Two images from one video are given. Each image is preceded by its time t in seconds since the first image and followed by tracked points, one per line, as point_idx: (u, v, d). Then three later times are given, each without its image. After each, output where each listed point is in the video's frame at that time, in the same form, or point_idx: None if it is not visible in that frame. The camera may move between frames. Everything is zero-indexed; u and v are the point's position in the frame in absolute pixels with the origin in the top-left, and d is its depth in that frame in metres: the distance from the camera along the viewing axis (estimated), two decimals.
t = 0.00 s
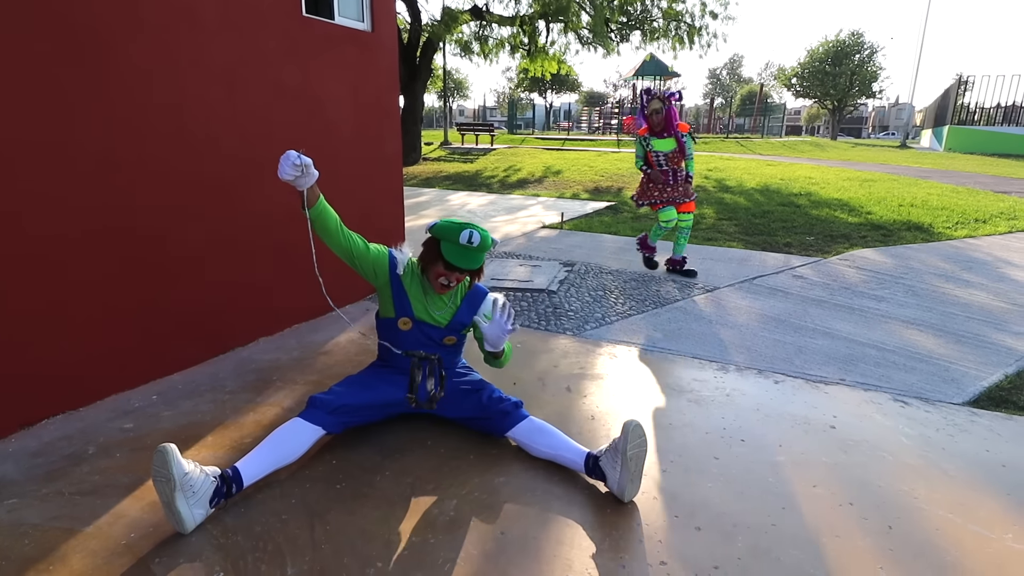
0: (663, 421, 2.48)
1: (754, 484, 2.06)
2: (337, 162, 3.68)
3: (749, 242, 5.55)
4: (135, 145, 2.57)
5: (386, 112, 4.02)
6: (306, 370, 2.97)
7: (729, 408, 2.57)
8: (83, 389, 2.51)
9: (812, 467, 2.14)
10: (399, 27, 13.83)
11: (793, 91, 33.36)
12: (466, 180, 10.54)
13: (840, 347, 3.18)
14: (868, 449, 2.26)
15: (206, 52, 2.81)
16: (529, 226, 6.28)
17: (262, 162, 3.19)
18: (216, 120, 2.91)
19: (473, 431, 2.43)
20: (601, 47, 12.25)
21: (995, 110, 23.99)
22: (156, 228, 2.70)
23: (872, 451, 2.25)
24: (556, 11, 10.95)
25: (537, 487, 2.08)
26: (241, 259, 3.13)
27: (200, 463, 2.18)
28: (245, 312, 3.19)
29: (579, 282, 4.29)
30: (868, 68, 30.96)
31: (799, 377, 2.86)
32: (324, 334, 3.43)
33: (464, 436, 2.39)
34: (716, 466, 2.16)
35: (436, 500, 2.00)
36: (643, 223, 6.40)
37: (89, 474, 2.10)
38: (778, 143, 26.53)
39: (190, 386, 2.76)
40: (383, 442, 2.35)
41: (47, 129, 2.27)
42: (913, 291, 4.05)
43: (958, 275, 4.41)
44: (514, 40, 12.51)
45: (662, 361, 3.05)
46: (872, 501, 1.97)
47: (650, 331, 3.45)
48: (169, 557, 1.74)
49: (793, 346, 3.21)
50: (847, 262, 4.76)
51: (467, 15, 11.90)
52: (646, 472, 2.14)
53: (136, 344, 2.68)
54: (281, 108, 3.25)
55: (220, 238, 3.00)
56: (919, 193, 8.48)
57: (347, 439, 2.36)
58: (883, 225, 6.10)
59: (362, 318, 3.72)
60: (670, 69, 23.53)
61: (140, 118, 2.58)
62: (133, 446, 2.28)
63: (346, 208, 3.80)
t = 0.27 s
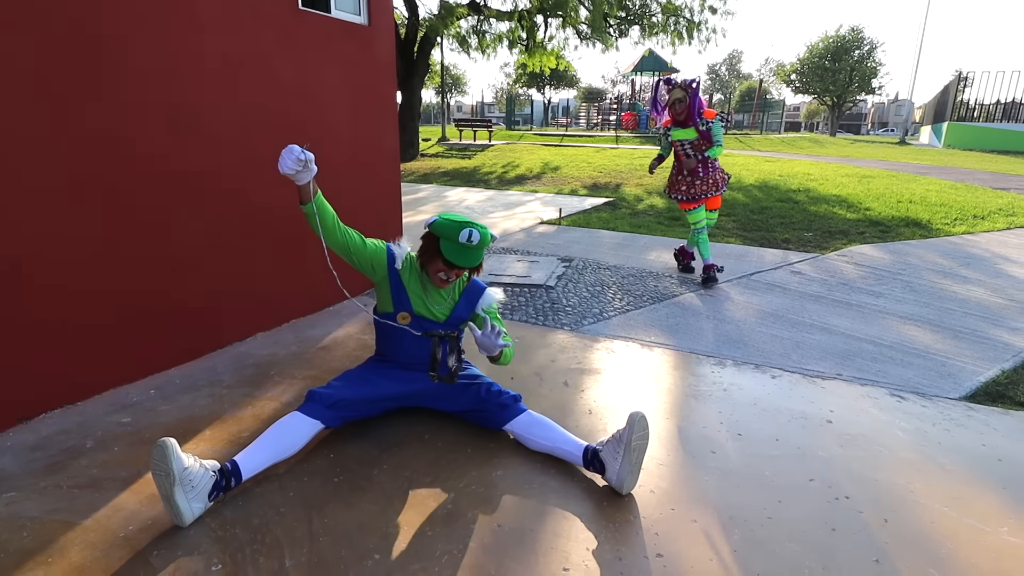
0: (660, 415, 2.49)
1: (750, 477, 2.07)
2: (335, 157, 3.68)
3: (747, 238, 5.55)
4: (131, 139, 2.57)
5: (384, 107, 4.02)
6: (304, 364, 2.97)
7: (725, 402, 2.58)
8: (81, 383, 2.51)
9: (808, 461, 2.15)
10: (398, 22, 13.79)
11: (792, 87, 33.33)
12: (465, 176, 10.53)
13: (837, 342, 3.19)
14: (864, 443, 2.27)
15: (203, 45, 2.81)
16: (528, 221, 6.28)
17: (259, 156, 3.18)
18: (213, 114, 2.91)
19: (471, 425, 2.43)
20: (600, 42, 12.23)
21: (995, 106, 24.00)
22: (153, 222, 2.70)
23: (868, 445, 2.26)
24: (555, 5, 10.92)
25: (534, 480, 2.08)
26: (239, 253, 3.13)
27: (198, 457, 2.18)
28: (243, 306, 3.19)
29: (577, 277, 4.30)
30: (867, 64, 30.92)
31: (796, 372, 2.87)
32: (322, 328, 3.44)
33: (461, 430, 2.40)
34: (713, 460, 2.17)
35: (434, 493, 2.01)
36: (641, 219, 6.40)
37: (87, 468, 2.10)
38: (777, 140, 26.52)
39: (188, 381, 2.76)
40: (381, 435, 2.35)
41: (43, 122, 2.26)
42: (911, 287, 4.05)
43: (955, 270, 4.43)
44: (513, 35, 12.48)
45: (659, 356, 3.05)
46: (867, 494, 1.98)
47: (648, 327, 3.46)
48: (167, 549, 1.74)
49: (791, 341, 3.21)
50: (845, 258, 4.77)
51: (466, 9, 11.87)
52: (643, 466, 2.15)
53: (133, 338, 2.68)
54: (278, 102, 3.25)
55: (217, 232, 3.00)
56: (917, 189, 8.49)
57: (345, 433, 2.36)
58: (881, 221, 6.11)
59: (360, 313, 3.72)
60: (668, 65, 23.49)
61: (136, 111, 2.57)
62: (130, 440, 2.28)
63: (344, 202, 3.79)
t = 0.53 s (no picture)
0: (656, 409, 2.48)
1: (745, 471, 2.07)
2: (329, 151, 3.65)
3: (743, 233, 5.56)
4: (122, 133, 2.55)
5: (379, 102, 4.00)
6: (298, 360, 2.96)
7: (721, 397, 2.58)
8: (72, 378, 2.49)
9: (803, 455, 2.16)
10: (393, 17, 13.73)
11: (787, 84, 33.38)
12: (461, 172, 10.50)
13: (832, 337, 3.20)
14: (858, 437, 2.27)
15: (195, 37, 2.78)
16: (524, 217, 6.27)
17: (253, 150, 3.16)
18: (206, 107, 2.88)
19: (466, 420, 2.43)
20: (596, 38, 12.21)
21: (988, 103, 24.11)
22: (144, 217, 2.68)
23: (862, 438, 2.26)
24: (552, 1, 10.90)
25: (530, 475, 2.08)
26: (232, 248, 3.11)
27: (191, 452, 2.17)
28: (237, 302, 3.17)
29: (573, 272, 4.29)
30: (862, 61, 30.99)
31: (791, 366, 2.87)
32: (316, 324, 3.42)
33: (457, 424, 2.40)
34: (708, 453, 2.17)
35: (430, 488, 2.00)
36: (637, 215, 6.40)
37: (78, 464, 2.09)
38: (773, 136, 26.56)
39: (181, 376, 2.74)
40: (376, 430, 2.34)
41: (32, 114, 2.24)
42: (904, 282, 4.07)
43: (948, 266, 4.44)
44: (509, 30, 12.45)
45: (655, 351, 3.05)
46: (861, 487, 1.98)
47: (644, 321, 3.46)
48: (159, 546, 1.73)
49: (786, 336, 3.22)
50: (840, 253, 4.78)
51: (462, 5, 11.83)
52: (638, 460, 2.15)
53: (125, 334, 2.66)
54: (272, 96, 3.23)
55: (210, 226, 2.98)
56: (912, 185, 8.52)
57: (339, 428, 2.35)
58: (875, 217, 6.13)
59: (355, 308, 3.70)
60: (664, 61, 23.48)
61: (127, 104, 2.55)
62: (123, 436, 2.26)
63: (339, 197, 3.78)
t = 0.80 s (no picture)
0: (651, 407, 2.49)
1: (741, 469, 2.08)
2: (325, 149, 3.64)
3: (738, 232, 5.57)
4: (116, 129, 2.53)
5: (375, 99, 3.98)
6: (294, 358, 2.95)
7: (716, 395, 2.58)
8: (65, 376, 2.47)
9: (798, 452, 2.16)
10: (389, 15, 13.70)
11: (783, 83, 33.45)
12: (457, 170, 10.49)
13: (827, 335, 3.20)
14: (853, 434, 2.28)
15: (190, 34, 2.77)
16: (520, 215, 6.27)
17: (248, 147, 3.15)
18: (200, 104, 2.87)
19: (462, 418, 2.42)
20: (592, 37, 12.21)
21: (983, 103, 24.22)
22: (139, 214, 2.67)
23: (857, 436, 2.27)
24: None
25: (526, 473, 2.08)
26: (227, 245, 3.09)
27: (186, 450, 2.16)
28: (231, 300, 3.16)
29: (569, 271, 4.29)
30: (857, 60, 31.07)
31: (787, 364, 2.88)
32: (312, 322, 3.41)
33: (453, 422, 2.39)
34: (704, 451, 2.17)
35: (425, 486, 2.00)
36: (633, 214, 6.41)
37: (72, 462, 2.08)
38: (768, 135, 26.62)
39: (176, 374, 2.73)
40: (371, 428, 2.34)
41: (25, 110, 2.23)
42: (899, 281, 4.08)
43: (943, 264, 4.46)
44: (505, 29, 12.43)
45: (651, 349, 3.05)
46: (856, 485, 1.99)
47: (640, 320, 3.46)
48: (154, 543, 1.72)
49: (782, 334, 3.23)
50: (835, 252, 4.79)
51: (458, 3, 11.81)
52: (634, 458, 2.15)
53: (119, 331, 2.65)
54: (267, 93, 3.21)
55: (205, 224, 2.96)
56: (906, 184, 8.55)
57: (335, 426, 2.35)
58: (870, 215, 6.15)
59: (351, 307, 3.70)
60: (660, 60, 23.50)
61: (121, 101, 2.53)
62: (117, 434, 2.25)
63: (335, 195, 3.77)
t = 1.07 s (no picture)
0: (651, 403, 2.49)
1: (740, 464, 2.08)
2: (323, 144, 3.64)
3: (737, 229, 5.57)
4: (114, 126, 2.53)
5: (373, 95, 3.97)
6: (293, 354, 2.95)
7: (715, 391, 2.59)
8: (63, 373, 2.47)
9: (796, 448, 2.17)
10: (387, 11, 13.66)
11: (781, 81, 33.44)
12: (455, 167, 10.47)
13: (826, 331, 3.21)
14: (851, 430, 2.29)
15: (187, 29, 2.76)
16: (518, 212, 6.26)
17: (246, 143, 3.14)
18: (198, 100, 2.86)
19: (461, 414, 2.42)
20: (590, 33, 12.18)
21: (980, 100, 24.26)
22: (137, 211, 2.66)
23: (856, 432, 2.28)
24: None
25: (525, 468, 2.08)
26: (226, 242, 3.09)
27: (184, 447, 2.15)
28: (230, 296, 3.15)
29: (567, 268, 4.29)
30: (855, 58, 31.07)
31: (785, 360, 2.89)
32: (311, 319, 3.41)
33: (452, 418, 2.40)
34: (703, 447, 2.18)
35: (425, 481, 2.00)
36: (631, 211, 6.41)
37: (71, 458, 2.07)
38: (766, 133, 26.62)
39: (175, 371, 2.73)
40: (370, 424, 2.34)
41: (22, 105, 2.22)
42: (897, 277, 4.09)
43: (941, 261, 4.47)
44: (503, 25, 12.41)
45: (650, 345, 3.06)
46: (854, 480, 2.00)
47: (639, 316, 3.46)
48: (153, 540, 1.72)
49: (780, 330, 3.24)
50: (833, 249, 4.80)
51: None
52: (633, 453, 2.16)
53: (117, 328, 2.64)
54: (265, 88, 3.20)
55: (204, 220, 2.96)
56: (904, 181, 8.57)
57: (334, 422, 2.35)
58: (868, 212, 6.16)
59: (350, 303, 3.69)
60: (658, 57, 23.47)
61: (119, 97, 2.52)
62: (116, 430, 2.25)
63: (333, 191, 3.76)
